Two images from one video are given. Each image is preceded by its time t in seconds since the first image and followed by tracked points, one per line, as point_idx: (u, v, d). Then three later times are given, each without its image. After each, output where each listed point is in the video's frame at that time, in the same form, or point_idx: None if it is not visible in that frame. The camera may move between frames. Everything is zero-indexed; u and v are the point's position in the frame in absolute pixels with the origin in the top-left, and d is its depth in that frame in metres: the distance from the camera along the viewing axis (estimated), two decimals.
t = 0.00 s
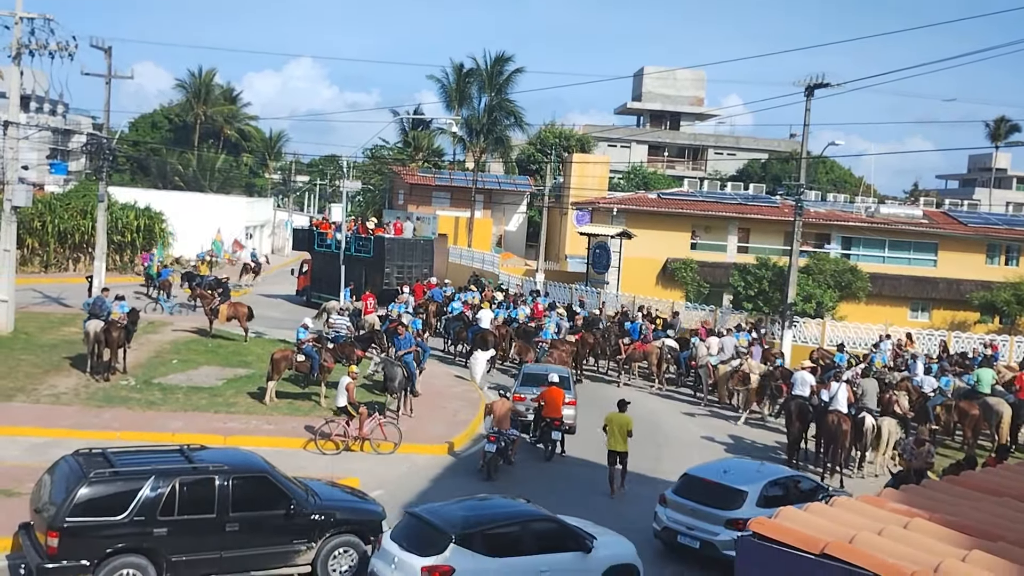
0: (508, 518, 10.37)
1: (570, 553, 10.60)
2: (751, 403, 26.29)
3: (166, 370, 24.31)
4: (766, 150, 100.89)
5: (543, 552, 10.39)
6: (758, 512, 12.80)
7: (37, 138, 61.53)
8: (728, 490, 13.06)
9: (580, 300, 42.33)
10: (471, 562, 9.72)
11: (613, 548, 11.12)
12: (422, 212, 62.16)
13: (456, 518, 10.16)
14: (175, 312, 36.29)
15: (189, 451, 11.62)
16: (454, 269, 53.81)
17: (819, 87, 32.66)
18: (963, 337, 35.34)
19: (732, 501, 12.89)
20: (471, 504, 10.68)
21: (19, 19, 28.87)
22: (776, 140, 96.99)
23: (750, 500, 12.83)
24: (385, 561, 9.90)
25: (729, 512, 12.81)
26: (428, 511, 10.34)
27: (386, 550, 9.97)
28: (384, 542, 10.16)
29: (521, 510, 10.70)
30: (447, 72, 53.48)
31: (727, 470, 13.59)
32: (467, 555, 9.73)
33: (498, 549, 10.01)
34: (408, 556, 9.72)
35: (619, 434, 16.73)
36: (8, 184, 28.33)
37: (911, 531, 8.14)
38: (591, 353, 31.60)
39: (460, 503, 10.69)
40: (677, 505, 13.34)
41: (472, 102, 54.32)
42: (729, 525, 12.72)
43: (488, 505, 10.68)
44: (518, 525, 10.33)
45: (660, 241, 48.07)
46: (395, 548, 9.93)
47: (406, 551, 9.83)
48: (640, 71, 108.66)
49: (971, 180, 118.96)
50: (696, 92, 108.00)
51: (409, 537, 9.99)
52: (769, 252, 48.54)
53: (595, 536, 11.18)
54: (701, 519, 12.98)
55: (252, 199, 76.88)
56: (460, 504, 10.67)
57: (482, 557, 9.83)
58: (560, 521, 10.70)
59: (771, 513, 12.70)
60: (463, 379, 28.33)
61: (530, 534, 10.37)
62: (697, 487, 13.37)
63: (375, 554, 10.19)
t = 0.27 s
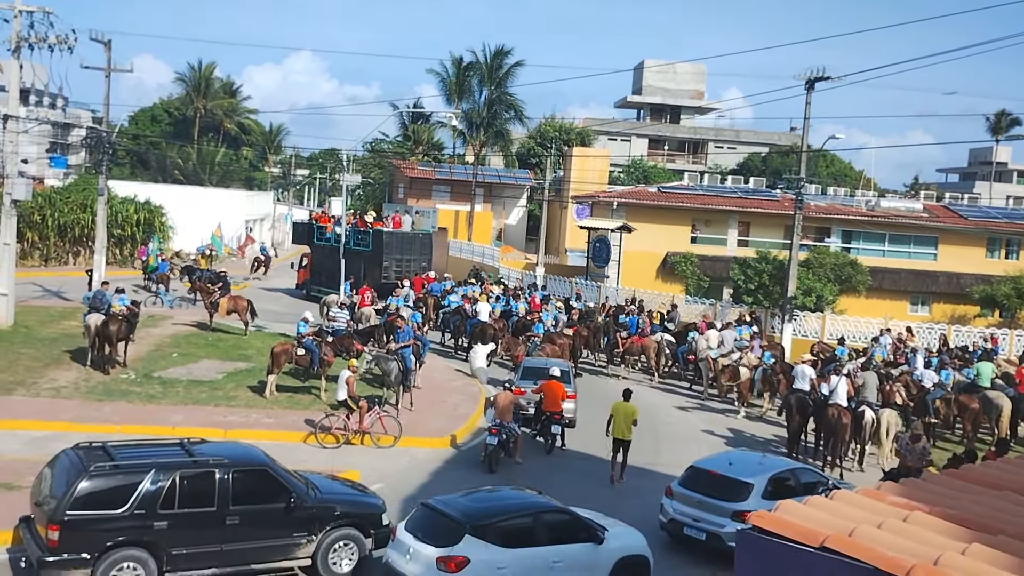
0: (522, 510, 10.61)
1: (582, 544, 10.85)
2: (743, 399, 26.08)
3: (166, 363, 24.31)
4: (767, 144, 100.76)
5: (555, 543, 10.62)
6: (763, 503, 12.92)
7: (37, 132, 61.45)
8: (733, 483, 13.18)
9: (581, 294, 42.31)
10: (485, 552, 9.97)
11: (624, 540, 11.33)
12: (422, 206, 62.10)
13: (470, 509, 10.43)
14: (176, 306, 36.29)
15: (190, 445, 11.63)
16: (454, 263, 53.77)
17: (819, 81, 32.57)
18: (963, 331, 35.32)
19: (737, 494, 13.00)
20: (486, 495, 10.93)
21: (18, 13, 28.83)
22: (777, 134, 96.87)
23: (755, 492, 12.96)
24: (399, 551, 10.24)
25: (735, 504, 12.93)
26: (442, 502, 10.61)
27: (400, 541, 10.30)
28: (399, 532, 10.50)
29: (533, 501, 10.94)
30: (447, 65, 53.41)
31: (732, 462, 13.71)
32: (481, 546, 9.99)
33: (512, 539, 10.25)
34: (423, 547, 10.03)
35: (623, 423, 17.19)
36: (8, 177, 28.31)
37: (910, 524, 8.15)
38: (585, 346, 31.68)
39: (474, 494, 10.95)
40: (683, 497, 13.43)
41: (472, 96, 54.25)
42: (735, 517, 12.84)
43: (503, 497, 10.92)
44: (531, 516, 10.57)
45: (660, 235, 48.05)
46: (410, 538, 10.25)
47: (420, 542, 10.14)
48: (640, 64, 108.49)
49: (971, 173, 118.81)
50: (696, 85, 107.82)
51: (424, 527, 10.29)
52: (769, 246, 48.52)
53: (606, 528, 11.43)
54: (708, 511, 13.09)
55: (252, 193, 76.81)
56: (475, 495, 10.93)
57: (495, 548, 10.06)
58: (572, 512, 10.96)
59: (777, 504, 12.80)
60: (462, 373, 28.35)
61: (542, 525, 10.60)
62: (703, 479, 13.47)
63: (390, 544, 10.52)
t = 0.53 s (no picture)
0: (533, 504, 10.90)
1: (592, 537, 11.14)
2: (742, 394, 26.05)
3: (166, 359, 24.32)
4: (767, 139, 100.67)
5: (565, 536, 10.93)
6: (770, 497, 13.03)
7: (37, 128, 61.37)
8: (740, 477, 13.27)
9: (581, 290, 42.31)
10: (497, 546, 10.28)
11: (633, 533, 11.61)
12: (422, 201, 62.05)
13: (482, 502, 10.73)
14: (176, 301, 36.29)
15: (190, 440, 11.64)
16: (455, 259, 53.73)
17: (820, 76, 32.49)
18: (963, 326, 35.30)
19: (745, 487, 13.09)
20: (498, 489, 11.23)
21: (18, 8, 28.79)
22: (777, 130, 96.78)
23: (762, 486, 13.05)
24: (412, 545, 10.62)
25: (742, 498, 13.01)
26: (455, 496, 10.92)
27: (413, 534, 10.68)
28: (412, 525, 10.86)
29: (543, 495, 11.22)
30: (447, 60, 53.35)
31: (739, 456, 13.80)
32: (493, 539, 10.29)
33: (524, 533, 10.55)
34: (436, 541, 10.39)
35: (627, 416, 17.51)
36: (7, 173, 28.30)
37: (910, 520, 8.16)
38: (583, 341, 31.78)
39: (486, 488, 11.23)
40: (690, 490, 13.51)
41: (472, 91, 54.21)
42: (742, 511, 12.93)
43: (514, 491, 11.21)
44: (542, 510, 10.86)
45: (660, 231, 48.04)
46: (423, 532, 10.62)
47: (432, 535, 10.51)
48: (641, 60, 108.36)
49: (972, 169, 118.70)
50: (697, 81, 107.69)
51: (438, 521, 10.62)
52: (769, 242, 48.48)
53: (616, 521, 11.70)
54: (714, 505, 13.16)
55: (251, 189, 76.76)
56: (487, 490, 11.23)
57: (507, 542, 10.36)
58: (582, 506, 11.23)
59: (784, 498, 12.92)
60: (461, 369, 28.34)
61: (554, 519, 10.91)
62: (710, 473, 13.55)
63: (404, 537, 10.90)
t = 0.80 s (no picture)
0: (542, 500, 10.94)
1: (600, 532, 11.21)
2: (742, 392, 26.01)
3: (167, 357, 24.32)
4: (768, 137, 100.68)
5: (573, 531, 10.99)
6: (776, 492, 13.19)
7: (37, 126, 61.41)
8: (746, 472, 13.44)
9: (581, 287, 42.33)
10: (506, 541, 10.32)
11: (640, 528, 11.70)
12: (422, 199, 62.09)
13: (492, 498, 10.77)
14: (176, 299, 36.30)
15: (190, 438, 11.64)
16: (455, 257, 53.74)
17: (821, 74, 32.47)
18: (963, 324, 35.33)
19: (751, 483, 13.26)
20: (506, 485, 11.27)
21: (17, 6, 28.77)
22: (777, 127, 96.79)
23: (768, 482, 13.22)
24: (422, 541, 10.65)
25: (749, 493, 13.17)
26: (464, 492, 10.96)
27: (423, 531, 10.70)
28: (421, 521, 10.89)
29: (551, 491, 11.27)
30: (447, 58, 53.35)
31: (746, 452, 13.95)
32: (503, 534, 10.34)
33: (533, 528, 10.61)
34: (446, 537, 10.41)
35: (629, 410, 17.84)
36: (8, 171, 28.32)
37: (910, 517, 8.16)
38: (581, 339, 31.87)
39: (495, 484, 11.26)
40: (697, 486, 13.67)
41: (472, 89, 54.20)
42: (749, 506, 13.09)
43: (522, 487, 11.24)
44: (551, 505, 10.90)
45: (661, 229, 48.05)
46: (432, 527, 10.64)
47: (442, 531, 10.53)
48: (641, 57, 108.33)
49: (972, 167, 118.71)
50: (697, 79, 107.67)
51: (448, 517, 10.63)
52: (770, 239, 48.48)
53: (623, 517, 11.80)
54: (721, 500, 13.33)
55: (251, 186, 76.81)
56: (495, 485, 11.26)
57: (517, 538, 10.42)
58: (590, 502, 11.30)
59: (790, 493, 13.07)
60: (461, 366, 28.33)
61: (562, 514, 10.96)
62: (717, 469, 13.71)
63: (412, 532, 10.94)
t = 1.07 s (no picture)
0: (551, 496, 11.02)
1: (607, 528, 11.31)
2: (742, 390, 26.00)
3: (167, 356, 24.32)
4: (767, 135, 100.68)
5: (582, 528, 11.07)
6: (783, 489, 13.28)
7: (37, 124, 61.35)
8: (754, 469, 13.54)
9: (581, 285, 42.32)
10: (516, 537, 10.41)
11: (646, 525, 11.80)
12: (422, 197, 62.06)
13: (501, 495, 10.86)
14: (176, 298, 36.32)
15: (190, 436, 11.64)
16: (454, 255, 53.72)
17: (820, 71, 32.45)
18: (963, 321, 35.34)
19: (759, 479, 13.36)
20: (515, 481, 11.36)
21: (17, 4, 28.74)
22: (777, 125, 96.77)
23: (775, 479, 13.32)
24: (432, 538, 10.75)
25: (756, 490, 13.28)
26: (473, 488, 11.05)
27: (433, 528, 10.79)
28: (431, 518, 10.99)
29: (559, 488, 11.35)
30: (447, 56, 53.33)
31: (754, 449, 14.06)
32: (513, 531, 10.43)
33: (542, 525, 10.69)
34: (456, 533, 10.51)
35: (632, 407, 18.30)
36: (8, 169, 28.30)
37: (908, 515, 8.17)
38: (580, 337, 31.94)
39: (504, 481, 11.35)
40: (705, 482, 13.77)
41: (472, 87, 54.19)
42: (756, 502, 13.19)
43: (531, 483, 11.32)
44: (560, 503, 10.98)
45: (661, 227, 48.03)
46: (442, 525, 10.74)
47: (452, 528, 10.63)
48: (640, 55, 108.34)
49: (972, 164, 118.74)
50: (697, 76, 107.63)
51: (458, 514, 10.73)
52: (770, 237, 48.45)
53: (630, 513, 11.91)
54: (729, 496, 13.43)
55: (251, 185, 76.77)
56: (504, 482, 11.34)
57: (526, 534, 10.51)
58: (597, 499, 11.39)
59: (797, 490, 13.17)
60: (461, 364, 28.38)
61: (570, 511, 11.04)
62: (725, 465, 13.82)
63: (422, 529, 11.06)
